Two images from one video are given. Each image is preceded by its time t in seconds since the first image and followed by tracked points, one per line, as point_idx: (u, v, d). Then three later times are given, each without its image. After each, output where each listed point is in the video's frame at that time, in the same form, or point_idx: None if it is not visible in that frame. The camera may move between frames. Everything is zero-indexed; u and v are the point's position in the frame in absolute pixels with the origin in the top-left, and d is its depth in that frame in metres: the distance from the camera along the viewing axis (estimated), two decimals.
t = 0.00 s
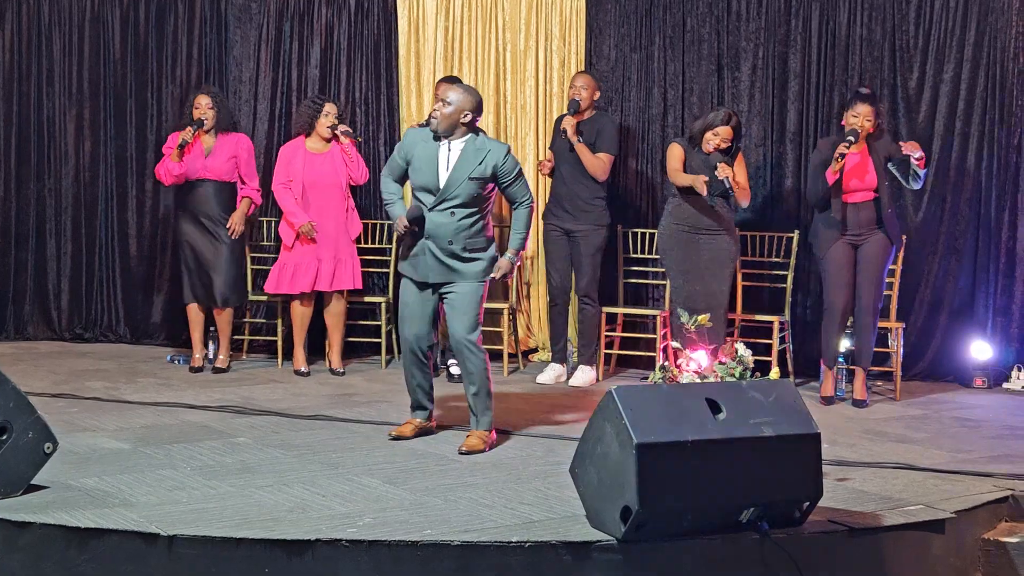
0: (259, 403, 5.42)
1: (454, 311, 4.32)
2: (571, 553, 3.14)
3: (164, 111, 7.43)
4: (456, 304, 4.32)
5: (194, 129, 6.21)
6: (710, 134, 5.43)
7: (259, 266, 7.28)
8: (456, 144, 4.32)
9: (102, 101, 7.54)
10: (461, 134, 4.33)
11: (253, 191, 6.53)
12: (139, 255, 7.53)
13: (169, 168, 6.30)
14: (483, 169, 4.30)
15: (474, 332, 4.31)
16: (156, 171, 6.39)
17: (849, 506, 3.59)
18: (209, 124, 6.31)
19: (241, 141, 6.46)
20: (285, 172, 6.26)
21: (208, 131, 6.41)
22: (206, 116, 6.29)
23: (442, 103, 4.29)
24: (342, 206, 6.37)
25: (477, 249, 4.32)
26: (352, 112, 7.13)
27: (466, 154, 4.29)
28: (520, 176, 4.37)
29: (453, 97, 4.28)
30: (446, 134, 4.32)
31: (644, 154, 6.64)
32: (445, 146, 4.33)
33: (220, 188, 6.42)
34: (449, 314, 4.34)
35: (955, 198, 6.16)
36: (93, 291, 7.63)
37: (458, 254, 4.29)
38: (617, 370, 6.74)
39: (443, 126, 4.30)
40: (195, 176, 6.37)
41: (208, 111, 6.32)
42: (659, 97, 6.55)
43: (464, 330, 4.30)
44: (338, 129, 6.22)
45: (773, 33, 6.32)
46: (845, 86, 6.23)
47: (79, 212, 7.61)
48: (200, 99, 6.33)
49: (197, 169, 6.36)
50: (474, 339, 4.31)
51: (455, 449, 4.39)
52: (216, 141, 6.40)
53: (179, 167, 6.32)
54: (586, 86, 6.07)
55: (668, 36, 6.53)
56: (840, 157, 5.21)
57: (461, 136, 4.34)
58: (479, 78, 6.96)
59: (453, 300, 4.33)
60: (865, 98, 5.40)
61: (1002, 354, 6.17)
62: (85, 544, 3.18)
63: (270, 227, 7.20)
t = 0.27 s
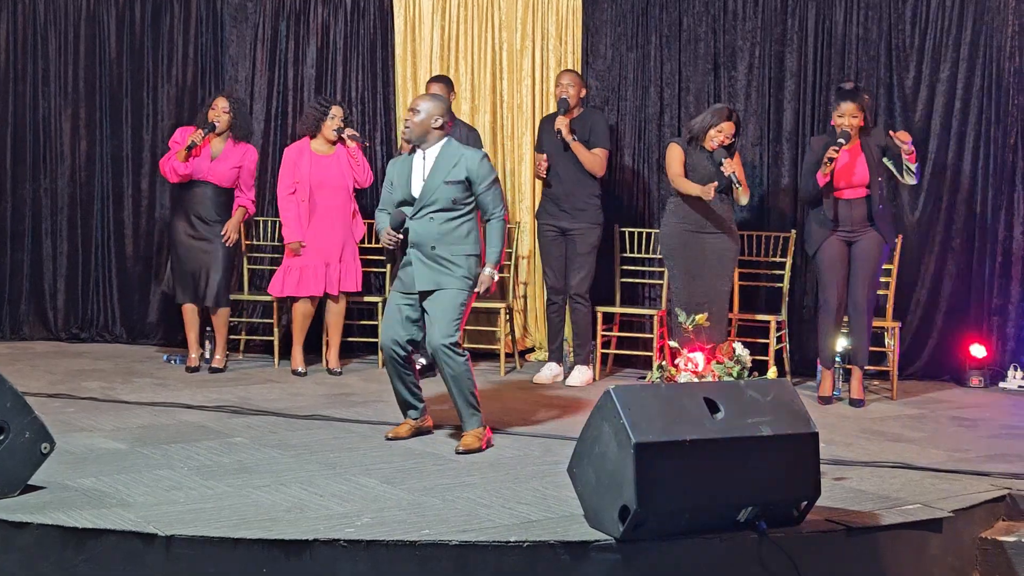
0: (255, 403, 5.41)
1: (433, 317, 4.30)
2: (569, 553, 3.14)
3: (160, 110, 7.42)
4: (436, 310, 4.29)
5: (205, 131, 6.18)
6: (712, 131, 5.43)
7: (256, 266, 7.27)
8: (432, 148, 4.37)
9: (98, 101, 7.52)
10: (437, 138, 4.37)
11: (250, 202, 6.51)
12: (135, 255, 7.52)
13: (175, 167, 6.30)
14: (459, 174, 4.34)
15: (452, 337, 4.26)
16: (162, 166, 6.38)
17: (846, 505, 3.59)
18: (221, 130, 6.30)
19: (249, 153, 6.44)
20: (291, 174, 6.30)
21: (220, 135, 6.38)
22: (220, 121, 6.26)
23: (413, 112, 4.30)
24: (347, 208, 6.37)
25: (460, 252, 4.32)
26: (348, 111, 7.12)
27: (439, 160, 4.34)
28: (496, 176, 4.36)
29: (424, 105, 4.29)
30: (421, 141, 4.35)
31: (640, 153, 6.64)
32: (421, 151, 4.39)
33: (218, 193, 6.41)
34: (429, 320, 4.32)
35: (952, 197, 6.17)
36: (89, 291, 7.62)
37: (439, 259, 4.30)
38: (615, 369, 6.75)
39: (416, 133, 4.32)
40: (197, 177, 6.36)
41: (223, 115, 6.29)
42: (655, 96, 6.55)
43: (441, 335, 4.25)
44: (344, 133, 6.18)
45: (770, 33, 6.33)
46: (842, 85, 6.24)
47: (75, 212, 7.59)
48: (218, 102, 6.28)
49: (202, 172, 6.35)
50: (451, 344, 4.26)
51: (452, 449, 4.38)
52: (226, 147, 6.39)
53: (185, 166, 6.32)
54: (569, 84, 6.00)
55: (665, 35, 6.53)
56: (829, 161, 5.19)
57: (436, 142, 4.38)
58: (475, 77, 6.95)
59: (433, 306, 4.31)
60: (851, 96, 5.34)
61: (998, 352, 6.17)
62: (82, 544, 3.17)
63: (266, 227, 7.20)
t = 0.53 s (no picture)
0: (254, 403, 5.41)
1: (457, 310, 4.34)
2: (568, 553, 3.14)
3: (158, 111, 7.41)
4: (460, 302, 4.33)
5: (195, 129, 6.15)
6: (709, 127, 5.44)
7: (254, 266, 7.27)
8: (420, 133, 4.37)
9: (96, 102, 7.52)
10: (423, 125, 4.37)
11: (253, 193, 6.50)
12: (133, 255, 7.52)
13: (168, 165, 6.28)
14: (447, 151, 4.33)
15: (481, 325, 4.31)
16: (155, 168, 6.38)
17: (845, 505, 3.60)
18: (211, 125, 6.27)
19: (243, 145, 6.42)
20: (286, 170, 6.26)
21: (210, 130, 6.36)
22: (210, 117, 6.24)
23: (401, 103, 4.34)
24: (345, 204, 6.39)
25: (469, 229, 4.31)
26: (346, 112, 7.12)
27: (426, 143, 4.34)
28: (481, 142, 4.32)
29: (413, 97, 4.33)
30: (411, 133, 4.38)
31: (638, 154, 6.65)
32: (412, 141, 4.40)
33: (217, 189, 6.41)
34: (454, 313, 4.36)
35: (949, 198, 6.18)
36: (86, 292, 7.61)
37: (452, 242, 4.31)
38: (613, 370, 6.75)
39: (404, 124, 4.35)
40: (194, 175, 6.35)
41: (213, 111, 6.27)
42: (653, 97, 6.56)
43: (469, 324, 4.31)
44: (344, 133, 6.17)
45: (767, 34, 6.33)
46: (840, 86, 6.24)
47: (72, 213, 7.59)
48: (207, 100, 6.27)
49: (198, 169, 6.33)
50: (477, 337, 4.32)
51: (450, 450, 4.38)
52: (218, 142, 6.36)
53: (178, 165, 6.31)
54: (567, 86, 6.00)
55: (663, 36, 6.54)
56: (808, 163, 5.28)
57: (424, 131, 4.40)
58: (474, 78, 6.95)
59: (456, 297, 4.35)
60: (840, 96, 5.37)
61: (995, 353, 6.17)
62: (81, 545, 3.17)
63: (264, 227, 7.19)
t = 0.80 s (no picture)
0: (254, 403, 5.41)
1: (463, 323, 4.38)
2: (569, 553, 3.14)
3: (157, 111, 7.41)
4: (468, 317, 4.37)
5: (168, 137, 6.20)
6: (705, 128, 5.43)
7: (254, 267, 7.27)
8: (460, 150, 4.43)
9: (95, 102, 7.52)
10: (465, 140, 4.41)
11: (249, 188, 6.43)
12: (132, 255, 7.52)
13: (153, 179, 6.46)
14: (487, 173, 4.40)
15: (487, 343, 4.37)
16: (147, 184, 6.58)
17: (845, 505, 3.60)
18: (186, 129, 6.29)
19: (222, 140, 6.39)
20: (279, 172, 6.29)
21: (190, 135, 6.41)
22: (183, 121, 6.25)
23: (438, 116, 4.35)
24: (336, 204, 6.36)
25: (487, 251, 4.40)
26: (346, 112, 7.12)
27: (467, 160, 4.40)
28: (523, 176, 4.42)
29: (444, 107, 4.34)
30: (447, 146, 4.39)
31: (638, 154, 6.65)
32: (451, 154, 4.44)
33: (211, 189, 6.38)
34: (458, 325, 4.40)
35: (948, 198, 6.18)
36: (86, 292, 7.61)
37: (468, 260, 4.37)
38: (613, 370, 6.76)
39: (444, 136, 4.37)
40: (184, 182, 6.39)
41: (186, 115, 6.26)
42: (653, 97, 6.56)
43: (476, 340, 4.35)
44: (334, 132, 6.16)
45: (767, 34, 6.34)
46: (839, 86, 6.25)
47: (72, 213, 7.59)
48: (179, 105, 6.28)
49: (183, 175, 6.37)
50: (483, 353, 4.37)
51: (450, 450, 4.38)
52: (199, 143, 6.37)
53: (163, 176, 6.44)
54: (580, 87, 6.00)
55: (663, 36, 6.54)
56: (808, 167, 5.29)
57: (462, 142, 4.44)
58: (473, 78, 6.95)
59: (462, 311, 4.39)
60: (846, 98, 5.35)
61: (995, 353, 6.18)
62: (82, 545, 3.17)
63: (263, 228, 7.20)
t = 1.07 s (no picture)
0: (256, 403, 5.42)
1: (467, 312, 4.45)
2: (571, 553, 3.15)
3: (160, 111, 7.42)
4: (469, 309, 4.44)
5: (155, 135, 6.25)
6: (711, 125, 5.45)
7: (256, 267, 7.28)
8: (477, 153, 4.39)
9: (98, 102, 7.53)
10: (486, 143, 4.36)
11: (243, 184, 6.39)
12: (135, 255, 7.53)
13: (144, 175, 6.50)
14: (502, 174, 4.40)
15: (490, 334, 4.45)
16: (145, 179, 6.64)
17: (847, 505, 3.60)
18: (178, 127, 6.31)
19: (215, 136, 6.36)
20: (280, 175, 6.27)
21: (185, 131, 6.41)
22: (173, 119, 6.28)
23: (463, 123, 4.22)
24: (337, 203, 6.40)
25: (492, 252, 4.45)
26: (348, 112, 7.13)
27: (485, 160, 4.37)
28: (531, 179, 4.49)
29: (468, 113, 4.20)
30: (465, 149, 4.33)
31: (640, 153, 6.65)
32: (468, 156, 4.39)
33: (205, 186, 6.37)
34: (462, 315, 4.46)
35: (951, 197, 6.18)
36: (89, 291, 7.62)
37: (474, 256, 4.40)
38: (615, 369, 6.76)
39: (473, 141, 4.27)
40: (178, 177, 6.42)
41: (179, 113, 6.29)
42: (655, 96, 6.57)
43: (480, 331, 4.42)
44: (330, 133, 6.18)
45: (769, 34, 6.34)
46: (841, 85, 6.25)
47: (75, 212, 7.60)
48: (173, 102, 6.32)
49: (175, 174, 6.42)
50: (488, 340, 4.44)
51: (451, 450, 4.38)
52: (192, 140, 6.36)
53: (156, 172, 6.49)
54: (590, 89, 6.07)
55: (665, 35, 6.55)
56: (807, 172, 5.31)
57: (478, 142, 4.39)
58: (476, 77, 6.95)
59: (465, 302, 4.45)
60: (850, 99, 5.37)
61: (997, 353, 6.18)
62: (84, 544, 3.18)
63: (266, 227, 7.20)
